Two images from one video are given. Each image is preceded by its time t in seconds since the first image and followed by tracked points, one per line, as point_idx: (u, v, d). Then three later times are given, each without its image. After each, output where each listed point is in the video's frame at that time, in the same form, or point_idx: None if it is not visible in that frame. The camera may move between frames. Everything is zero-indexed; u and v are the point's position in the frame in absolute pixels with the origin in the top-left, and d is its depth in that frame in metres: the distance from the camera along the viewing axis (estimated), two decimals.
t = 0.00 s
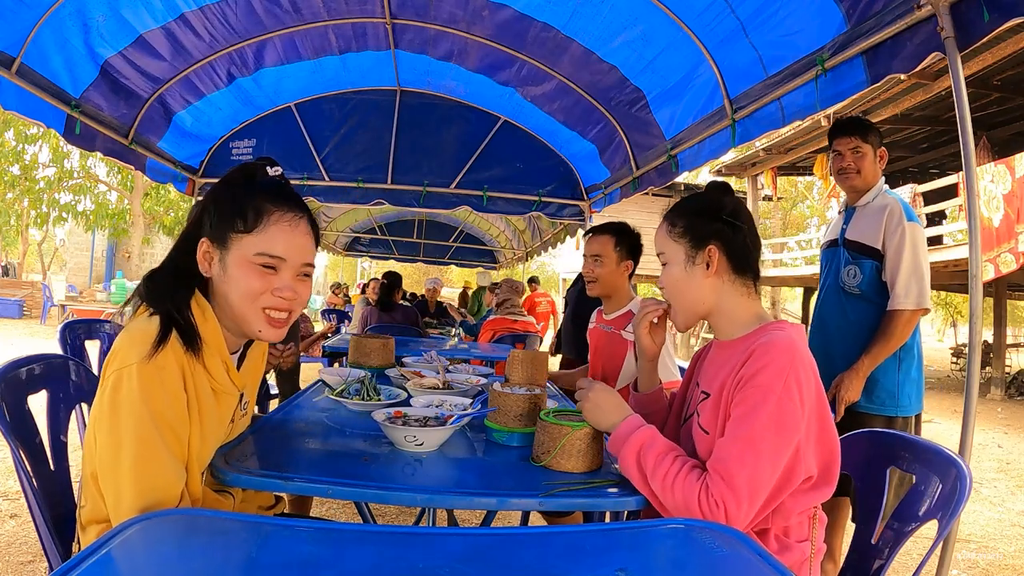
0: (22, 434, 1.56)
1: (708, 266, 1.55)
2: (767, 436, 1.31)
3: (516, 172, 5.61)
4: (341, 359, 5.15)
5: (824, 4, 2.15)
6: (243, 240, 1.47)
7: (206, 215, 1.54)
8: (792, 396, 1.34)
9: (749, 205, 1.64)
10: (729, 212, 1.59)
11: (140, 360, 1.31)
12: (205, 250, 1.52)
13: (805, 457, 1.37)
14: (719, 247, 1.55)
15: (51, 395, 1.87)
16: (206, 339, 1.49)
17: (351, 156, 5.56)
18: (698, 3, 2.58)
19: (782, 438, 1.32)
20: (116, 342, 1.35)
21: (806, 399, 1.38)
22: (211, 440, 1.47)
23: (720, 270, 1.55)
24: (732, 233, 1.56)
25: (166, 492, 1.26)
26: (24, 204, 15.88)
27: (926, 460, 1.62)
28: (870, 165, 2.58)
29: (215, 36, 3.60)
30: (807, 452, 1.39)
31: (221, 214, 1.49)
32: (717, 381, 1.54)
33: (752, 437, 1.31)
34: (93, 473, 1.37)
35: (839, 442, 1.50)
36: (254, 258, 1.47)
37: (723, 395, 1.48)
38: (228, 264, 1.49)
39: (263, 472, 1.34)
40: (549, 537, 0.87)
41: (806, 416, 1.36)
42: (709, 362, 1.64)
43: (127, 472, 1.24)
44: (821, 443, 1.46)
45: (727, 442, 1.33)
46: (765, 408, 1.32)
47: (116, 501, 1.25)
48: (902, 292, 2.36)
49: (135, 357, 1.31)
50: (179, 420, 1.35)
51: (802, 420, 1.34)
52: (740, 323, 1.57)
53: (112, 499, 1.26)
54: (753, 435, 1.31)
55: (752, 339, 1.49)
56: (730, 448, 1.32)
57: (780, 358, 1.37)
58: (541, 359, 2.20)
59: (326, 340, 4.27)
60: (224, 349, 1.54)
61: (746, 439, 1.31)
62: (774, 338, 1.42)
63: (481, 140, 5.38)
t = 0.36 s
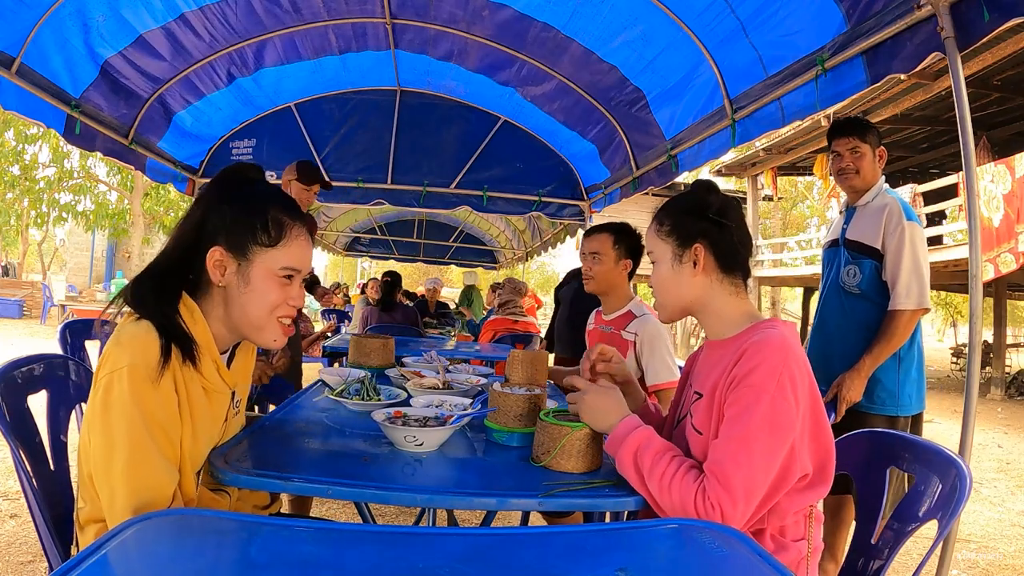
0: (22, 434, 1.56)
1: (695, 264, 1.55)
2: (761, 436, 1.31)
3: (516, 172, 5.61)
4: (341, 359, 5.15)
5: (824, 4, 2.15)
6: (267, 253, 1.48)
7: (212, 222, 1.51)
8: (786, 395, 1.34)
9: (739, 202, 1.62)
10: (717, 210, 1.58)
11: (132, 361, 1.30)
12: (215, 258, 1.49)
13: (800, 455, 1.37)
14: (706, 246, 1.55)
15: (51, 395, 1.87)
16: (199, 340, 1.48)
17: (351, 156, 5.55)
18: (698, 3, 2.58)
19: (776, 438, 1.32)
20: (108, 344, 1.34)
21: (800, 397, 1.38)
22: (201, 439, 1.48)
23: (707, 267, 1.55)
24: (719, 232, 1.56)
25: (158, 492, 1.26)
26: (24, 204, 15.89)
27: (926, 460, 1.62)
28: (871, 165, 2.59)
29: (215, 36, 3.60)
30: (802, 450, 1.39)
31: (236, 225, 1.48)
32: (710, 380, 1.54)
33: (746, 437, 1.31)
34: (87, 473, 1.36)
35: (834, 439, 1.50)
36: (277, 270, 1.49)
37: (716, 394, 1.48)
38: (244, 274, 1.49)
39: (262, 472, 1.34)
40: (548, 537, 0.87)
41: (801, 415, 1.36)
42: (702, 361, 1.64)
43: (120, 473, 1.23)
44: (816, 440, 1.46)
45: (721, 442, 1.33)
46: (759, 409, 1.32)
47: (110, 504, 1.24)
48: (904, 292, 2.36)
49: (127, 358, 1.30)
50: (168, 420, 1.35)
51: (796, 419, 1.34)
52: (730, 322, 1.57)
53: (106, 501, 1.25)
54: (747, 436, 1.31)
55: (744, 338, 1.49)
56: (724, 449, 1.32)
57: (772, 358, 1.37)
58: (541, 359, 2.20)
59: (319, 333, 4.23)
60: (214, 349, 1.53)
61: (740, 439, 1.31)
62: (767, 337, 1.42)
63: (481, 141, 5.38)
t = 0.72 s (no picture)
0: (22, 434, 1.56)
1: (696, 264, 1.55)
2: (762, 437, 1.31)
3: (516, 172, 5.61)
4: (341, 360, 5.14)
5: (824, 4, 2.15)
6: (271, 250, 1.50)
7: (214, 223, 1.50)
8: (786, 395, 1.34)
9: (742, 203, 1.62)
10: (721, 211, 1.58)
11: (132, 358, 1.30)
12: (221, 255, 1.48)
13: (800, 455, 1.37)
14: (707, 246, 1.55)
15: (51, 395, 1.87)
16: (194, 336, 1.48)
17: (351, 156, 5.55)
18: (698, 3, 2.58)
19: (776, 439, 1.32)
20: (106, 341, 1.33)
21: (800, 397, 1.38)
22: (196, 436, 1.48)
23: (706, 268, 1.55)
24: (721, 233, 1.55)
25: (157, 489, 1.26)
26: (24, 204, 15.90)
27: (926, 461, 1.62)
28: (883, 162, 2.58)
29: (215, 36, 3.60)
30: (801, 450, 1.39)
31: (240, 225, 1.48)
32: (709, 380, 1.54)
33: (747, 437, 1.31)
34: (83, 473, 1.36)
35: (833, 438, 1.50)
36: (281, 266, 1.52)
37: (716, 394, 1.48)
38: (250, 270, 1.50)
39: (263, 472, 1.34)
40: (548, 536, 0.87)
41: (801, 416, 1.36)
42: (699, 361, 1.64)
43: (119, 470, 1.23)
44: (815, 440, 1.46)
45: (721, 443, 1.33)
46: (760, 409, 1.32)
47: (109, 502, 1.24)
48: (912, 298, 2.35)
49: (126, 354, 1.30)
50: (169, 415, 1.35)
51: (796, 419, 1.34)
52: (728, 322, 1.57)
53: (105, 499, 1.25)
54: (748, 436, 1.31)
55: (743, 338, 1.48)
56: (725, 449, 1.32)
57: (772, 358, 1.37)
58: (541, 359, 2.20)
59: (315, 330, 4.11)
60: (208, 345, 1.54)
61: (740, 439, 1.31)
62: (766, 336, 1.42)
63: (481, 141, 5.38)
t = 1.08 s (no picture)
0: (22, 434, 1.56)
1: (700, 264, 1.55)
2: (762, 436, 1.31)
3: (516, 172, 5.61)
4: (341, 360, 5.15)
5: (824, 4, 2.15)
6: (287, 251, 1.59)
7: (225, 230, 1.47)
8: (787, 395, 1.34)
9: (748, 203, 1.62)
10: (726, 211, 1.58)
11: (139, 356, 1.30)
12: (246, 260, 1.50)
13: (801, 455, 1.37)
14: (712, 246, 1.55)
15: (51, 395, 1.87)
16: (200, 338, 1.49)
17: (351, 155, 5.55)
18: (698, 3, 2.58)
19: (777, 438, 1.32)
20: (111, 342, 1.33)
21: (801, 397, 1.38)
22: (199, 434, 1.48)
23: (711, 268, 1.55)
24: (726, 233, 1.55)
25: (160, 490, 1.26)
26: (24, 204, 15.92)
27: (926, 461, 1.62)
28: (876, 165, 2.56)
29: (215, 36, 3.60)
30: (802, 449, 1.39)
31: (259, 230, 1.50)
32: (709, 379, 1.54)
33: (749, 437, 1.31)
34: (85, 473, 1.36)
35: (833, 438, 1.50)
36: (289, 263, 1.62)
37: (717, 393, 1.48)
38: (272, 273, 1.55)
39: (262, 472, 1.34)
40: (547, 536, 0.87)
41: (801, 415, 1.36)
42: (700, 360, 1.64)
43: (124, 468, 1.24)
44: (816, 440, 1.46)
45: (723, 442, 1.33)
46: (762, 408, 1.32)
47: (112, 501, 1.25)
48: (883, 302, 2.36)
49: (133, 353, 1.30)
50: (174, 416, 1.35)
51: (797, 419, 1.34)
52: (730, 322, 1.57)
53: (108, 498, 1.26)
54: (750, 435, 1.31)
55: (744, 338, 1.48)
56: (727, 449, 1.32)
57: (773, 358, 1.37)
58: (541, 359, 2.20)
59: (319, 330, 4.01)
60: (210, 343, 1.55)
61: (741, 439, 1.31)
62: (767, 336, 1.41)
63: (481, 141, 5.38)
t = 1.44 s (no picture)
0: (22, 434, 1.56)
1: (702, 264, 1.55)
2: (767, 437, 1.31)
3: (516, 172, 5.61)
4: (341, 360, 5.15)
5: (824, 4, 2.15)
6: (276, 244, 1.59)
7: (217, 230, 1.45)
8: (793, 397, 1.34)
9: (748, 203, 1.62)
10: (727, 210, 1.58)
11: (136, 352, 1.30)
12: (237, 258, 1.50)
13: (804, 457, 1.37)
14: (714, 245, 1.55)
15: (51, 395, 1.87)
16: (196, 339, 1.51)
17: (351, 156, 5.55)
18: (698, 3, 2.58)
19: (782, 439, 1.32)
20: (111, 335, 1.33)
21: (805, 400, 1.38)
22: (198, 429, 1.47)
23: (713, 267, 1.55)
24: (727, 232, 1.56)
25: (156, 485, 1.26)
26: (24, 204, 15.90)
27: (926, 461, 1.62)
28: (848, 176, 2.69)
29: (215, 37, 3.60)
30: (805, 451, 1.38)
31: (248, 228, 1.49)
32: (714, 379, 1.54)
33: (754, 438, 1.30)
34: (83, 470, 1.36)
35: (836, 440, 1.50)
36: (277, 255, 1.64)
37: (721, 393, 1.48)
38: (263, 267, 1.56)
39: (261, 472, 1.34)
40: (547, 537, 0.89)
41: (806, 418, 1.36)
42: (704, 359, 1.64)
43: (120, 465, 1.24)
44: (818, 442, 1.46)
45: (727, 441, 1.32)
46: (767, 410, 1.32)
47: (109, 495, 1.25)
48: (851, 297, 2.48)
49: (131, 350, 1.30)
50: (171, 412, 1.35)
51: (801, 421, 1.34)
52: (733, 322, 1.57)
53: (106, 494, 1.26)
54: (754, 436, 1.31)
55: (749, 339, 1.48)
56: (731, 448, 1.31)
57: (780, 359, 1.37)
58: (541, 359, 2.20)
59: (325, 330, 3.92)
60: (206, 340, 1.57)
61: (746, 439, 1.31)
62: (773, 337, 1.41)
63: (481, 141, 5.38)
